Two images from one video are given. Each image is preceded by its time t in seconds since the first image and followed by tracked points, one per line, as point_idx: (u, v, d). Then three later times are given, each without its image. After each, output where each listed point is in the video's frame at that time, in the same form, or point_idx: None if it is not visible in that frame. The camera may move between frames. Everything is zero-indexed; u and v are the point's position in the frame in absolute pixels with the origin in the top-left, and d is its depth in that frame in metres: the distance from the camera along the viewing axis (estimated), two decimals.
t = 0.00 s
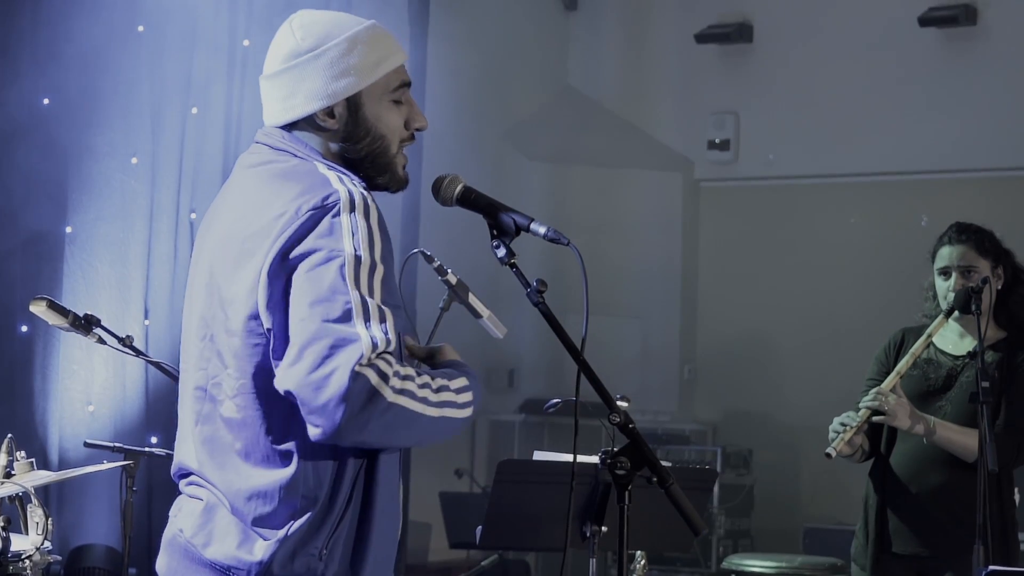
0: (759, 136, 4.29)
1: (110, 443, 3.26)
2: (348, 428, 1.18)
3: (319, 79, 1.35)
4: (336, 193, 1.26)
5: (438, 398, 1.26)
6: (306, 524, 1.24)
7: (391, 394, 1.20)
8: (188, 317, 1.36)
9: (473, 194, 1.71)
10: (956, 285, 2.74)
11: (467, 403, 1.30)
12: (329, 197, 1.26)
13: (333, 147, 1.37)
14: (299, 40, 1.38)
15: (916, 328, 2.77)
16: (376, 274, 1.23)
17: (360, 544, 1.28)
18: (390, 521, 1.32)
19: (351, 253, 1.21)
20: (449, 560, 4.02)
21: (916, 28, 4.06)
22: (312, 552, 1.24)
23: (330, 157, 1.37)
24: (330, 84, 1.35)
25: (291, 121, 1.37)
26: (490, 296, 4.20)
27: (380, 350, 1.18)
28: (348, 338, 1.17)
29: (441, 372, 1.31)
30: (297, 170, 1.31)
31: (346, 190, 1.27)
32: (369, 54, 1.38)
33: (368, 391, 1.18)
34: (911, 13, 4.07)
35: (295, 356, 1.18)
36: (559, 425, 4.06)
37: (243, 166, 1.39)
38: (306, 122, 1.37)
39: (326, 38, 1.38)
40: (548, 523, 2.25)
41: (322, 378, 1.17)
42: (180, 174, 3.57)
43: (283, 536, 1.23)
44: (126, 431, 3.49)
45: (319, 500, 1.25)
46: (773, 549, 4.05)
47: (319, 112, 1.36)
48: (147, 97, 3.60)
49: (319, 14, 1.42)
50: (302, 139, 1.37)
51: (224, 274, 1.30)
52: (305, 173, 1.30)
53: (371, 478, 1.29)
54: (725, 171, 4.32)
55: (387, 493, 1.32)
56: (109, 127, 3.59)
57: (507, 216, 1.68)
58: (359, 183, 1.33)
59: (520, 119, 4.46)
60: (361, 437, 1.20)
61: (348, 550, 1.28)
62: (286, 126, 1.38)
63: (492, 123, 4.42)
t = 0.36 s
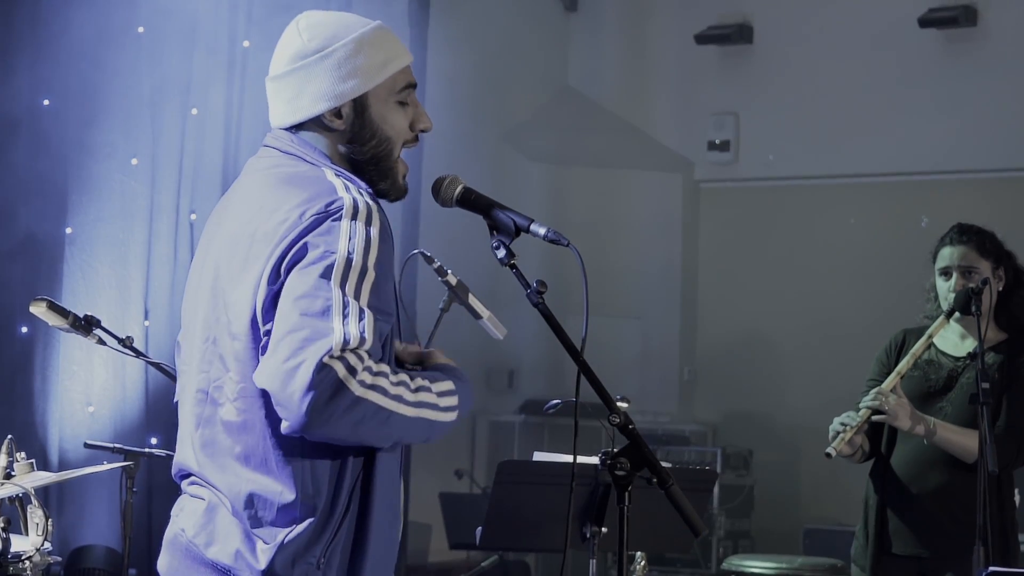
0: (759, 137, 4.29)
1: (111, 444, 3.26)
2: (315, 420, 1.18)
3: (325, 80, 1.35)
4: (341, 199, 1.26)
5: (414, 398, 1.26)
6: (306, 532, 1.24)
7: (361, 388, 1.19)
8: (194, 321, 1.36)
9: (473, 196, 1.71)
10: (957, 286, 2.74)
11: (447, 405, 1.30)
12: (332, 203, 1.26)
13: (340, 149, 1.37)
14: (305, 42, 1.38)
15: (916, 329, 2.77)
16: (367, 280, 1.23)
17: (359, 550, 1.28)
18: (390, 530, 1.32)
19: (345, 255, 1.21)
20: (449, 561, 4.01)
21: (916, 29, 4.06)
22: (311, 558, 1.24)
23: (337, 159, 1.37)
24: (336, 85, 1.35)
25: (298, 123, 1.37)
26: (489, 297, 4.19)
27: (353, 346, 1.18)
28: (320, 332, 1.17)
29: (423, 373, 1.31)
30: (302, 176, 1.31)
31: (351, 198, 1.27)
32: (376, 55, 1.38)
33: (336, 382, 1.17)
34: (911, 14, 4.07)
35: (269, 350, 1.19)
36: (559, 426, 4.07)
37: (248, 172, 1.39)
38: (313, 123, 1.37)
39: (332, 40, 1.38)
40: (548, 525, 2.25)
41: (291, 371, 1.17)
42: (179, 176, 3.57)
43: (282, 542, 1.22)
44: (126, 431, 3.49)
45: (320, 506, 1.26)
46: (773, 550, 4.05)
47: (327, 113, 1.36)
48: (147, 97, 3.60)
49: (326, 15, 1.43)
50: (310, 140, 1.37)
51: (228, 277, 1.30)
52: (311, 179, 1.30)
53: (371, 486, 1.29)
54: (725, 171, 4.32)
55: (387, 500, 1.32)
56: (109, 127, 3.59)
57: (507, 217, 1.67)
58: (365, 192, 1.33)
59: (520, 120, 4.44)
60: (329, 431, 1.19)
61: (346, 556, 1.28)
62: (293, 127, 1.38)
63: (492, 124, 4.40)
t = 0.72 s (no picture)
0: (759, 135, 4.29)
1: (111, 443, 3.25)
2: (340, 457, 1.18)
3: (327, 76, 1.35)
4: (326, 208, 1.26)
5: (432, 432, 1.25)
6: (307, 528, 1.24)
7: (385, 424, 1.20)
8: (182, 322, 1.36)
9: (473, 194, 1.71)
10: (957, 284, 2.74)
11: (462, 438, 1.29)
12: (318, 213, 1.25)
13: (335, 145, 1.37)
14: (310, 36, 1.38)
15: (917, 328, 2.77)
16: (368, 296, 1.23)
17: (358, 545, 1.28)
18: (393, 527, 1.31)
19: (343, 276, 1.21)
20: (449, 559, 4.01)
21: (916, 28, 4.06)
22: (310, 553, 1.24)
23: (331, 155, 1.37)
24: (337, 81, 1.35)
25: (295, 116, 1.37)
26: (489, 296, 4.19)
27: (373, 378, 1.18)
28: (339, 365, 1.16)
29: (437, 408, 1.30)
30: (288, 181, 1.31)
31: (336, 208, 1.26)
32: (378, 54, 1.38)
33: (362, 421, 1.18)
34: (911, 12, 4.07)
35: (287, 385, 1.18)
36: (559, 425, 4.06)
37: (238, 173, 1.39)
38: (311, 118, 1.37)
39: (337, 36, 1.38)
40: (548, 523, 2.25)
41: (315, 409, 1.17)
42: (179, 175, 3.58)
43: (281, 535, 1.23)
44: (127, 430, 3.49)
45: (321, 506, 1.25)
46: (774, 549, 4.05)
47: (324, 109, 1.35)
48: (147, 97, 3.60)
49: (334, 12, 1.43)
50: (306, 138, 1.37)
51: (215, 282, 1.30)
52: (297, 183, 1.30)
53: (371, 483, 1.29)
54: (725, 170, 4.32)
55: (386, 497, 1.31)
56: (109, 126, 3.58)
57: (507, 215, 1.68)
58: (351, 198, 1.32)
59: (521, 119, 4.45)
60: (353, 468, 1.20)
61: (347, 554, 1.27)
62: (288, 121, 1.38)
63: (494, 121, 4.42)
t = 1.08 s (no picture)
0: (759, 132, 4.29)
1: (111, 442, 3.25)
2: (373, 468, 1.22)
3: (318, 74, 1.34)
4: (327, 211, 1.26)
5: (458, 429, 1.29)
6: (306, 520, 1.23)
7: (415, 433, 1.23)
8: (177, 321, 1.36)
9: (472, 190, 1.70)
10: (957, 281, 2.74)
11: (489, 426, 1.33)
12: (321, 217, 1.25)
13: (328, 144, 1.37)
14: (299, 35, 1.37)
15: (917, 324, 2.77)
16: (378, 299, 1.24)
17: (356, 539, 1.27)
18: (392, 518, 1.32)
19: (353, 285, 1.22)
20: (449, 556, 4.02)
21: (916, 24, 4.05)
22: (310, 549, 1.24)
23: (325, 154, 1.37)
24: (330, 79, 1.34)
25: (288, 116, 1.36)
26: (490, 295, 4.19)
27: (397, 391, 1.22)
28: (366, 380, 1.20)
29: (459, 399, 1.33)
30: (288, 182, 1.31)
31: (338, 209, 1.26)
32: (368, 49, 1.37)
33: (396, 432, 1.21)
34: (911, 8, 4.06)
35: (316, 403, 1.20)
36: (559, 422, 4.06)
37: (232, 171, 1.39)
38: (304, 118, 1.37)
39: (327, 34, 1.37)
40: (548, 519, 2.25)
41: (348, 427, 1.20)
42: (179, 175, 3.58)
43: (283, 529, 1.23)
44: (127, 428, 3.49)
45: (320, 497, 1.24)
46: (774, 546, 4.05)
47: (318, 108, 1.35)
48: (146, 95, 3.60)
49: (322, 7, 1.41)
50: (298, 139, 1.37)
51: (212, 283, 1.30)
52: (296, 184, 1.30)
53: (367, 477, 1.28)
54: (725, 167, 4.32)
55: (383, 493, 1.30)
56: (108, 124, 3.58)
57: (507, 212, 1.68)
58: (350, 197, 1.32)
59: (521, 117, 4.47)
60: (389, 474, 1.23)
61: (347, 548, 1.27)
62: (281, 122, 1.38)
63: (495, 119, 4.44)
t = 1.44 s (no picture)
0: (759, 129, 4.28)
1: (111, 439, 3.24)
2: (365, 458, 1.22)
3: (328, 73, 1.34)
4: (327, 193, 1.25)
5: (429, 412, 1.27)
6: (301, 511, 1.23)
7: (383, 418, 1.21)
8: (181, 312, 1.35)
9: (472, 187, 1.71)
10: (957, 277, 2.74)
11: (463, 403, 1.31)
12: (322, 199, 1.25)
13: (333, 143, 1.36)
14: (314, 32, 1.37)
15: (916, 321, 2.78)
16: (369, 287, 1.23)
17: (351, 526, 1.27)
18: (385, 502, 1.32)
19: (345, 267, 1.21)
20: (449, 554, 4.02)
21: (915, 21, 4.05)
22: (308, 539, 1.23)
23: (330, 154, 1.37)
24: (339, 79, 1.34)
25: (294, 112, 1.36)
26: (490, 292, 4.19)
27: (369, 376, 1.21)
28: (339, 363, 1.19)
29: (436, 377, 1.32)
30: (289, 169, 1.30)
31: (339, 191, 1.26)
32: (381, 53, 1.37)
33: (362, 419, 1.20)
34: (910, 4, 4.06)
35: (295, 381, 1.20)
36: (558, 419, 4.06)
37: (233, 165, 1.39)
38: (310, 115, 1.36)
39: (341, 33, 1.37)
40: (547, 515, 2.25)
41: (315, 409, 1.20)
42: (178, 173, 3.59)
43: (280, 521, 1.22)
44: (126, 426, 3.49)
45: (315, 486, 1.25)
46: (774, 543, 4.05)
47: (324, 106, 1.35)
48: (145, 92, 3.60)
49: (340, 8, 1.42)
50: (302, 134, 1.36)
51: (213, 273, 1.29)
52: (297, 171, 1.30)
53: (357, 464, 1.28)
54: (724, 164, 4.32)
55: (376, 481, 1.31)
56: (106, 121, 3.56)
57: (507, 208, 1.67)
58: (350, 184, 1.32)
59: (521, 116, 4.44)
60: (356, 458, 1.22)
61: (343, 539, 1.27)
62: (287, 116, 1.38)
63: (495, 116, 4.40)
